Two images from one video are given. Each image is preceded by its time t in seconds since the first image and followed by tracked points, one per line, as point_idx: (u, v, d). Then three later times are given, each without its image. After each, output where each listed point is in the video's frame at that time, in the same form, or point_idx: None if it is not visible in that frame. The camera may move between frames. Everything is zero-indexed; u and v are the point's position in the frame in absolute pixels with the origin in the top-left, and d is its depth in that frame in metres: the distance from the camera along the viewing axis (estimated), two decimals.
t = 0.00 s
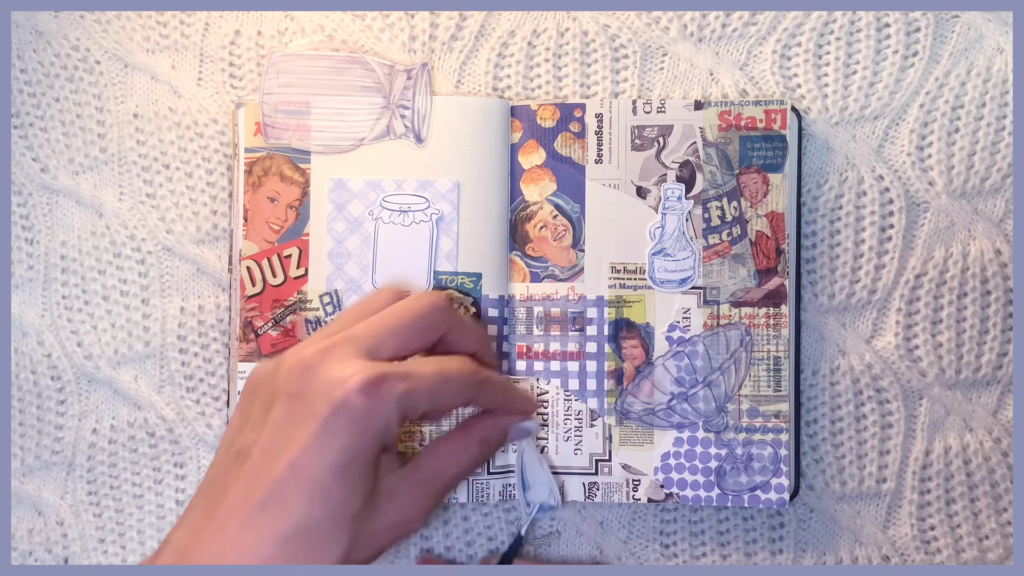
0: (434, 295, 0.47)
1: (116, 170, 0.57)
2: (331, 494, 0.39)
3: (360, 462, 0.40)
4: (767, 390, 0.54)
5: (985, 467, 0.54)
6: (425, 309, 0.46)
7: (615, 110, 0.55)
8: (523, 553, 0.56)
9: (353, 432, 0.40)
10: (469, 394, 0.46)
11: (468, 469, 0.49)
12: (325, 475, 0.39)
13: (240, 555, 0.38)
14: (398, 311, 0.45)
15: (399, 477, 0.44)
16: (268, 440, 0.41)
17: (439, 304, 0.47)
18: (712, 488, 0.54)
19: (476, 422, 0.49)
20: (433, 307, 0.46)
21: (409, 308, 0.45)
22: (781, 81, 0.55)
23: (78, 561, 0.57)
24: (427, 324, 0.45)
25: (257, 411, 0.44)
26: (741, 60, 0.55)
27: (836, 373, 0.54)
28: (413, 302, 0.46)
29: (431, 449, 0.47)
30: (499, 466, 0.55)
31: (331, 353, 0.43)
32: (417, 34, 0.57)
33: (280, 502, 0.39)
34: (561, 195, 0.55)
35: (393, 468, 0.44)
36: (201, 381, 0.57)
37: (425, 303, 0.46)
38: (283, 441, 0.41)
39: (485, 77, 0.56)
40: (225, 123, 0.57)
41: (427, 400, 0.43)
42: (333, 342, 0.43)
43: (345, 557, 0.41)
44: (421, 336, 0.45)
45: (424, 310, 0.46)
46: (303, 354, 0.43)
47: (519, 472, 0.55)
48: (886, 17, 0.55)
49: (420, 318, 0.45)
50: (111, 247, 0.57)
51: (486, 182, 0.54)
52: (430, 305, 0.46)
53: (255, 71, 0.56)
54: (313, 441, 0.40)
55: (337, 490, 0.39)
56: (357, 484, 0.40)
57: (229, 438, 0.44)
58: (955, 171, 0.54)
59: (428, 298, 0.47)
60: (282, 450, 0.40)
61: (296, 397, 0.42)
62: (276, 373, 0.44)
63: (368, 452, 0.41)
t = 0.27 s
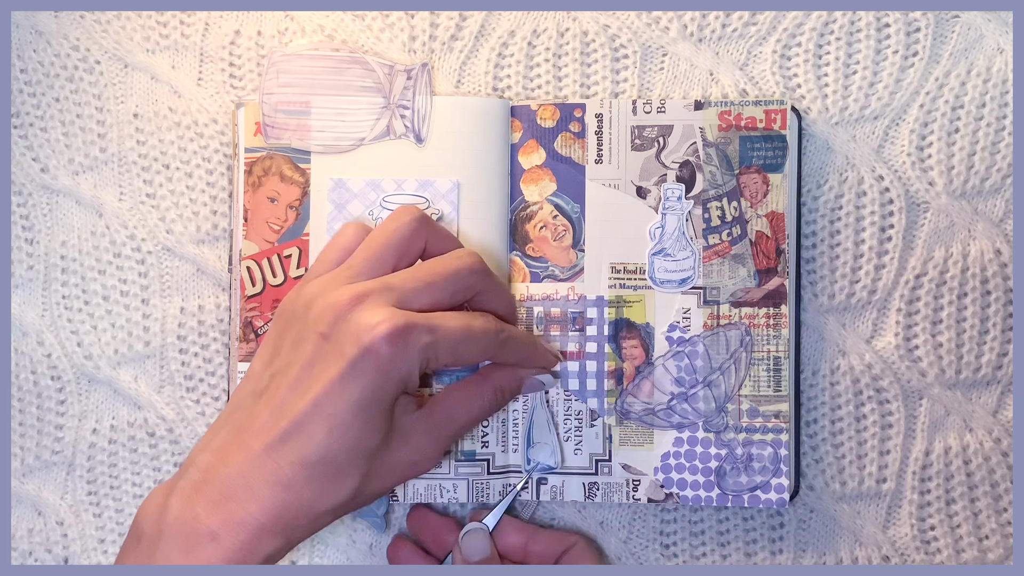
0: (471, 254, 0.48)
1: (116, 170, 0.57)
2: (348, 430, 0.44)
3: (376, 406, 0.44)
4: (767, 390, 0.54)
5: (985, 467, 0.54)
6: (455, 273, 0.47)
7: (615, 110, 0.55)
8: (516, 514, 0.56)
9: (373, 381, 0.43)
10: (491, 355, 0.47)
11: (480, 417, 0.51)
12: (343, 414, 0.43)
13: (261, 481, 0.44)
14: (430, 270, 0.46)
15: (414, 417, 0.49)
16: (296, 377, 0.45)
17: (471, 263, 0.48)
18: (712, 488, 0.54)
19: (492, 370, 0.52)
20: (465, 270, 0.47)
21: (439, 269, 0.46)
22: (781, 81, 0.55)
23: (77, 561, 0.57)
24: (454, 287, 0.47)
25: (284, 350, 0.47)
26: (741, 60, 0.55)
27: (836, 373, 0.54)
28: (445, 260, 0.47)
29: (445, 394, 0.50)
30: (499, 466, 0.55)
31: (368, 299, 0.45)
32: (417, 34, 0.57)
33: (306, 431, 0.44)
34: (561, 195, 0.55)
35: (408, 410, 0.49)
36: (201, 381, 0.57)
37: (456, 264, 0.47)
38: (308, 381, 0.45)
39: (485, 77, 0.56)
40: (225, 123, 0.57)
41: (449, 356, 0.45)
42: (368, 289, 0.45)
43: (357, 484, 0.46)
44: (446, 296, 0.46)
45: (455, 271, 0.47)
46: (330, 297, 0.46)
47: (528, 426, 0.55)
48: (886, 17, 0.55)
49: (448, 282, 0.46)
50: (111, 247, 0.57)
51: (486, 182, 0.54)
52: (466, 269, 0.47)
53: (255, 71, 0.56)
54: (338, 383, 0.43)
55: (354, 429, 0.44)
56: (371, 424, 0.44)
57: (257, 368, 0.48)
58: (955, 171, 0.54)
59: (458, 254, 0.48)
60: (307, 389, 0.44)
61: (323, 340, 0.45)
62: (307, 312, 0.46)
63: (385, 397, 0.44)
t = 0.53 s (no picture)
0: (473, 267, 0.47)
1: (116, 170, 0.57)
2: (358, 448, 0.43)
3: (384, 424, 0.43)
4: (767, 390, 0.54)
5: (985, 467, 0.54)
6: (458, 287, 0.46)
7: (615, 110, 0.55)
8: (517, 513, 0.56)
9: (379, 401, 0.43)
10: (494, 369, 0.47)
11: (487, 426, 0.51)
12: (353, 434, 0.43)
13: (275, 498, 0.43)
14: (430, 287, 0.45)
15: (422, 429, 0.48)
16: (303, 397, 0.44)
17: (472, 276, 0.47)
18: (712, 488, 0.54)
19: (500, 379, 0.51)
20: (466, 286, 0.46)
21: (439, 285, 0.45)
22: (781, 81, 0.55)
23: (78, 561, 0.57)
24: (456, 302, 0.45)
25: (292, 367, 0.46)
26: (741, 60, 0.56)
27: (836, 373, 0.54)
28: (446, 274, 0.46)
29: (453, 402, 0.50)
30: (498, 466, 0.55)
31: (369, 321, 0.43)
32: (417, 34, 0.57)
33: (316, 449, 0.43)
34: (561, 195, 0.55)
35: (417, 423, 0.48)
36: (201, 381, 0.57)
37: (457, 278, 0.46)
38: (316, 400, 0.44)
39: (485, 77, 0.56)
40: (225, 123, 0.57)
41: (453, 374, 0.44)
42: (368, 309, 0.44)
43: (368, 500, 0.46)
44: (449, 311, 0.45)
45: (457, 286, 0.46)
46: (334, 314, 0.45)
47: (530, 426, 0.55)
48: (886, 17, 0.55)
49: (449, 298, 0.45)
50: (111, 247, 0.57)
51: (486, 182, 0.54)
52: (466, 284, 0.46)
53: (255, 70, 0.56)
54: (345, 402, 0.43)
55: (363, 447, 0.43)
56: (380, 442, 0.44)
57: (267, 384, 0.47)
58: (955, 171, 0.54)
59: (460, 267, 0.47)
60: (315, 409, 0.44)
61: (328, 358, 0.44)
62: (312, 330, 0.46)
63: (393, 415, 0.43)
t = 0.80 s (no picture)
0: (477, 276, 0.46)
1: (116, 170, 0.57)
2: (364, 459, 0.43)
3: (391, 434, 0.43)
4: (767, 390, 0.54)
5: (985, 467, 0.54)
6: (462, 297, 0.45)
7: (615, 110, 0.55)
8: (517, 510, 0.56)
9: (385, 412, 0.42)
10: (497, 376, 0.47)
11: (492, 426, 0.52)
12: (359, 445, 0.43)
13: (282, 507, 0.44)
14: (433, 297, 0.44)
15: (427, 435, 0.48)
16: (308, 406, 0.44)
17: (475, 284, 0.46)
18: (712, 488, 0.54)
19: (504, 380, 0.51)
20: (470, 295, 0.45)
21: (443, 295, 0.44)
22: (781, 82, 0.55)
23: (78, 561, 0.57)
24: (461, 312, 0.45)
25: (297, 375, 0.46)
26: (741, 60, 0.56)
27: (836, 373, 0.54)
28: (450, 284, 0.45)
29: (459, 407, 0.50)
30: (498, 466, 0.55)
31: (372, 333, 0.43)
32: (417, 34, 0.57)
33: (322, 459, 0.43)
34: (561, 195, 0.55)
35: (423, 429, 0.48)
36: (201, 381, 0.57)
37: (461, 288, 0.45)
38: (321, 410, 0.44)
39: (485, 77, 0.56)
40: (225, 123, 0.57)
41: (457, 383, 0.44)
42: (372, 321, 0.43)
43: (375, 506, 0.46)
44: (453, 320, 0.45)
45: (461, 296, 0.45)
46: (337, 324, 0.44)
47: (531, 425, 0.55)
48: (886, 17, 0.55)
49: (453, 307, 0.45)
50: (111, 247, 0.57)
51: (486, 183, 0.54)
52: (471, 294, 0.45)
53: (255, 70, 0.56)
54: (350, 413, 0.43)
55: (369, 456, 0.43)
56: (386, 451, 0.44)
57: (271, 389, 0.47)
58: (955, 171, 0.54)
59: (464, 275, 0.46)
60: (321, 418, 0.44)
61: (332, 368, 0.44)
62: (315, 339, 0.45)
63: (399, 426, 0.43)
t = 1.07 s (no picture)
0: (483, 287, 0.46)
1: (116, 170, 0.57)
2: (370, 471, 0.43)
3: (397, 447, 0.43)
4: (767, 390, 0.54)
5: (985, 466, 0.54)
6: (469, 309, 0.45)
7: (615, 110, 0.55)
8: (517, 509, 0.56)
9: (391, 425, 0.42)
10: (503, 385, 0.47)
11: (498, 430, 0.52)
12: (366, 458, 0.42)
13: (291, 515, 0.44)
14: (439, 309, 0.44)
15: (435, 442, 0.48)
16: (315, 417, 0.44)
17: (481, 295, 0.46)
18: (712, 488, 0.54)
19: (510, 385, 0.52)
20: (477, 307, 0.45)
21: (449, 307, 0.44)
22: (781, 81, 0.55)
23: (78, 561, 0.57)
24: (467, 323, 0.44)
25: (304, 383, 0.46)
26: (741, 60, 0.56)
27: (836, 373, 0.54)
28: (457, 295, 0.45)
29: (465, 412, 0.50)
30: (498, 466, 0.55)
31: (380, 345, 0.42)
32: (417, 34, 0.57)
33: (328, 470, 0.43)
34: (561, 196, 0.55)
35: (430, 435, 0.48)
36: (201, 381, 0.57)
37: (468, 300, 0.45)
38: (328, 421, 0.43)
39: (485, 77, 0.56)
40: (225, 123, 0.57)
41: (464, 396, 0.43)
42: (379, 334, 0.42)
43: (381, 514, 0.46)
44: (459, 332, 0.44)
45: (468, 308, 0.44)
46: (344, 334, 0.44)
47: (531, 426, 0.55)
48: (886, 17, 0.55)
49: (460, 319, 0.44)
50: (111, 247, 0.57)
51: (486, 183, 0.54)
52: (477, 306, 0.45)
53: (255, 70, 0.56)
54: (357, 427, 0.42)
55: (376, 469, 0.43)
56: (394, 463, 0.43)
57: (281, 395, 0.47)
58: (955, 171, 0.54)
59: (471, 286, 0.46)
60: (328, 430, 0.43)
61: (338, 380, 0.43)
62: (323, 347, 0.45)
63: (406, 438, 0.43)
